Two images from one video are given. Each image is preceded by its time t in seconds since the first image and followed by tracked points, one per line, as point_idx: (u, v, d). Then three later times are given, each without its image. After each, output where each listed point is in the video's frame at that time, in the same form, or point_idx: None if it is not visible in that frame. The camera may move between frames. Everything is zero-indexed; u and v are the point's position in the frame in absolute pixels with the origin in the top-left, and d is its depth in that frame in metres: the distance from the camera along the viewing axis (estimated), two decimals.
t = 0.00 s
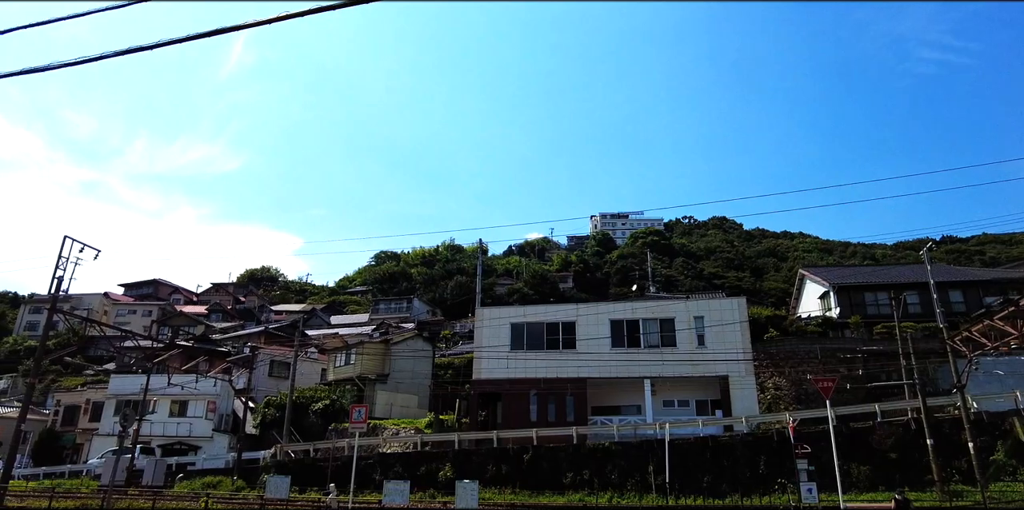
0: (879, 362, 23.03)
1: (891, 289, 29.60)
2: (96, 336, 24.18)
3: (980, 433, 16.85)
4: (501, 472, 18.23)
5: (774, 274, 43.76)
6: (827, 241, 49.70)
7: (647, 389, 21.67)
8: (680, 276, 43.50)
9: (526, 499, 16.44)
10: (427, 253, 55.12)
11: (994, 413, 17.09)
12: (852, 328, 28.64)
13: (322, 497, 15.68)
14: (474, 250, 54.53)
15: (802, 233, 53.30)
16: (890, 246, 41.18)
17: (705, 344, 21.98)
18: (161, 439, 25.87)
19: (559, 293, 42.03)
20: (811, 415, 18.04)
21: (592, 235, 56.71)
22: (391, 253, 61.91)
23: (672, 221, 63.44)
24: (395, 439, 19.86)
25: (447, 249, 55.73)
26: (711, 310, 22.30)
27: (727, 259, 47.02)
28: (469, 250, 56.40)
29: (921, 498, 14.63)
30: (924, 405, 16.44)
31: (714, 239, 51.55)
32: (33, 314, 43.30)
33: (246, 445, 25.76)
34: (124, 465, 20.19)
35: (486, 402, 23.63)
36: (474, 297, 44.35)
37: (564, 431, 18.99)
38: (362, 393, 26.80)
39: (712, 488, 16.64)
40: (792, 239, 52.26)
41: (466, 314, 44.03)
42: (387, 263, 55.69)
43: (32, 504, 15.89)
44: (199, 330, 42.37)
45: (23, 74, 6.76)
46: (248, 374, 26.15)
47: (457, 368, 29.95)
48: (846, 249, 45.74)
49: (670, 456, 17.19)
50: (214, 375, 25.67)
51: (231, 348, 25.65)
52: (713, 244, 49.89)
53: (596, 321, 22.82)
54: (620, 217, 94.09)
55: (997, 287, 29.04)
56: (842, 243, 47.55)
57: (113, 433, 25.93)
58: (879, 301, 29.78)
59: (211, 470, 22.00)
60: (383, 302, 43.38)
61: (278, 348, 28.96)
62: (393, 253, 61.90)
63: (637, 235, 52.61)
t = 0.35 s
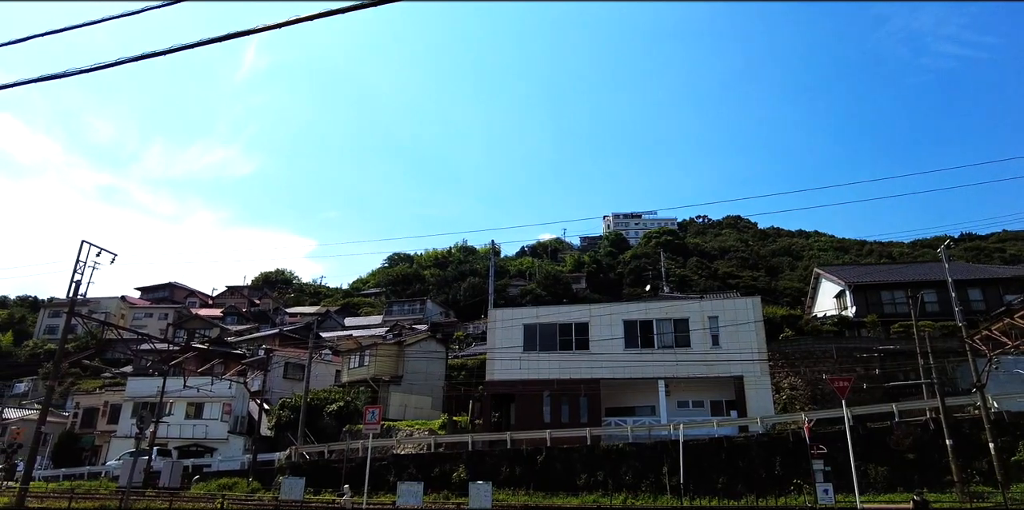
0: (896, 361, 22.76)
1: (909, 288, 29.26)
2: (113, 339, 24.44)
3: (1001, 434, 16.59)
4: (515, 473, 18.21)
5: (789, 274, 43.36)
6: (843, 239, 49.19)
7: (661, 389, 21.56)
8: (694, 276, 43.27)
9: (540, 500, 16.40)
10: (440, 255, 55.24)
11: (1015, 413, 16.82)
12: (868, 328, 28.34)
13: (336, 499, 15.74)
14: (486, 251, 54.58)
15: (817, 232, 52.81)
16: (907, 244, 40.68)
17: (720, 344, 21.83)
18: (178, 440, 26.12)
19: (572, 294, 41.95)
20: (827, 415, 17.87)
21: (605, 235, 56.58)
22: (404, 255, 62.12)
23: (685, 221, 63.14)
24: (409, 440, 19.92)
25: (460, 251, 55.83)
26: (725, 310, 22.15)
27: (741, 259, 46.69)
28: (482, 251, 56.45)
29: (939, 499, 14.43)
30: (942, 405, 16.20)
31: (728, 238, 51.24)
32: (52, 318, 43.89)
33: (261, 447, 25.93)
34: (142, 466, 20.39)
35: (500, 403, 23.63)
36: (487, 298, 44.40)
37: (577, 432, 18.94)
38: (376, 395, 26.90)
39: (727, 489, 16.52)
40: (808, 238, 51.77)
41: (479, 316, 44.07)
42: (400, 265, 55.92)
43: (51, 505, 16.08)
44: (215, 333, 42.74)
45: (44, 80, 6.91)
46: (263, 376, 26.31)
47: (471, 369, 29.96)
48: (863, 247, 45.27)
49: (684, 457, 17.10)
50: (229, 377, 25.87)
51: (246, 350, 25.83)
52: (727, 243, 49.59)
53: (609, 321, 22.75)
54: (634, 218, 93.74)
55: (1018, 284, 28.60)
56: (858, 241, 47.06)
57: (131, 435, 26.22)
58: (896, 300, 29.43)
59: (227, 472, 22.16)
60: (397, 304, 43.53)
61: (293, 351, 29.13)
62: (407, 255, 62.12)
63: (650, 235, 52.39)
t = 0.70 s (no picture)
0: (899, 361, 22.72)
1: (912, 287, 29.19)
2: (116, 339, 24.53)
3: (1004, 434, 16.55)
4: (516, 473, 18.23)
5: (792, 274, 43.25)
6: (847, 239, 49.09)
7: (663, 390, 21.55)
8: (697, 276, 43.22)
9: (541, 501, 16.43)
10: (443, 255, 55.27)
11: (1018, 413, 16.77)
12: (871, 328, 28.28)
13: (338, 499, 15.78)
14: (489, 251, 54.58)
15: (820, 231, 52.72)
16: (911, 244, 40.56)
17: (722, 344, 21.82)
18: (181, 441, 26.21)
19: (575, 294, 41.95)
20: (829, 415, 17.84)
21: (608, 235, 56.55)
22: (407, 255, 62.17)
23: (689, 221, 63.09)
24: (411, 440, 19.95)
25: (463, 251, 55.85)
26: (727, 310, 22.14)
27: (744, 258, 46.65)
28: (484, 252, 56.45)
29: (941, 500, 14.40)
30: (945, 405, 16.16)
31: (731, 238, 51.17)
32: (57, 319, 44.04)
33: (263, 447, 25.99)
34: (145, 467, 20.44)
35: (502, 404, 23.64)
36: (490, 299, 44.43)
37: (579, 433, 18.95)
38: (378, 395, 26.95)
39: (729, 489, 16.52)
40: (811, 238, 51.65)
41: (482, 316, 44.09)
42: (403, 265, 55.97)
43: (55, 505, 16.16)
44: (218, 334, 42.83)
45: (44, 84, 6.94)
46: (266, 377, 26.36)
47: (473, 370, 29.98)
48: (866, 247, 45.18)
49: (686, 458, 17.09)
50: (232, 378, 25.94)
51: (249, 351, 25.90)
52: (730, 243, 49.54)
53: (611, 321, 22.75)
54: (637, 218, 93.66)
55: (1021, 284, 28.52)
56: (862, 241, 46.97)
57: (134, 436, 26.31)
58: (899, 300, 29.36)
59: (230, 472, 22.22)
60: (399, 304, 43.57)
61: (296, 351, 29.18)
62: (410, 255, 62.17)
63: (653, 235, 52.34)
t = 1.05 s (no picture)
0: (876, 370, 23.02)
1: (891, 297, 29.58)
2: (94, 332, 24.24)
3: (975, 443, 16.83)
4: (495, 474, 18.25)
5: (774, 281, 43.66)
6: (829, 247, 49.63)
7: (643, 393, 21.67)
8: (681, 280, 43.48)
9: (519, 502, 16.47)
10: (428, 254, 55.16)
11: (989, 423, 17.04)
12: (850, 336, 28.61)
13: (315, 496, 15.70)
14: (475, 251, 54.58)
15: (804, 239, 53.25)
16: (891, 253, 41.09)
17: (702, 349, 22.00)
18: (157, 436, 25.97)
19: (559, 296, 42.05)
20: (805, 422, 18.04)
21: (594, 238, 56.76)
22: (392, 253, 61.99)
23: (674, 225, 63.47)
24: (390, 439, 19.92)
25: (449, 250, 55.80)
26: (709, 315, 22.31)
27: (728, 264, 47.02)
28: (470, 252, 56.42)
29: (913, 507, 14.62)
30: (919, 414, 16.39)
31: (716, 244, 51.56)
32: (34, 310, 43.44)
33: (242, 443, 25.82)
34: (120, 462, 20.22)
35: (483, 405, 23.64)
36: (474, 299, 44.44)
37: (558, 434, 19.00)
38: (359, 393, 26.88)
39: (705, 494, 16.65)
40: (795, 246, 52.18)
41: (466, 316, 44.06)
42: (388, 264, 55.81)
43: (26, 499, 15.94)
44: (199, 329, 42.46)
45: (21, 73, 6.86)
46: (246, 373, 26.17)
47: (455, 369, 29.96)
48: (848, 256, 45.70)
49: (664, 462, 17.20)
50: (211, 373, 25.73)
51: (230, 346, 25.71)
52: (715, 249, 49.91)
53: (593, 324, 22.85)
54: (624, 221, 94.05)
55: (996, 296, 29.00)
56: (844, 250, 47.50)
57: (110, 430, 26.04)
58: (878, 309, 29.73)
59: (207, 468, 22.05)
60: (383, 302, 43.42)
61: (277, 348, 29.01)
62: (395, 253, 61.99)
63: (639, 239, 52.58)
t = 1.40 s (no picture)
0: (833, 382, 23.56)
1: (851, 312, 30.28)
2: (49, 312, 23.53)
3: (923, 457, 17.33)
4: (455, 471, 18.21)
5: (739, 291, 44.33)
6: (794, 261, 50.60)
7: (606, 396, 21.84)
8: (649, 286, 43.90)
9: (477, 500, 16.47)
10: (399, 248, 54.77)
11: (937, 437, 17.56)
12: (810, 348, 29.18)
13: (270, 488, 15.46)
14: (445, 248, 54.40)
15: (770, 251, 54.23)
16: (853, 269, 42.05)
17: (666, 355, 22.27)
18: (110, 421, 25.33)
19: (528, 297, 42.13)
20: (762, 430, 18.36)
21: (565, 241, 57.04)
22: (362, 246, 61.44)
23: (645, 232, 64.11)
24: (351, 433, 19.74)
25: (419, 245, 55.51)
26: (673, 322, 22.60)
27: (695, 272, 47.65)
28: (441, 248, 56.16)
29: None
30: (871, 427, 16.79)
31: (684, 252, 52.24)
32: None
33: (198, 432, 25.33)
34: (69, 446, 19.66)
35: (446, 402, 23.56)
36: (442, 296, 44.28)
37: (520, 434, 19.04)
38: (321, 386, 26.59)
39: (662, 498, 16.84)
40: (760, 258, 53.09)
41: (433, 312, 43.86)
42: (357, 256, 55.27)
43: None
44: (159, 313, 41.52)
45: None
46: (206, 360, 25.67)
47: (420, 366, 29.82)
48: (812, 270, 46.70)
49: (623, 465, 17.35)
50: (170, 359, 25.18)
51: (190, 332, 25.19)
52: (683, 257, 50.56)
53: (560, 326, 22.95)
54: (595, 225, 94.67)
55: (950, 315, 29.91)
56: (808, 264, 48.52)
57: (60, 413, 25.32)
58: (838, 323, 30.41)
59: (161, 455, 21.58)
60: (350, 295, 42.97)
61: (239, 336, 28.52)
62: (365, 246, 61.46)
63: (609, 243, 52.94)
